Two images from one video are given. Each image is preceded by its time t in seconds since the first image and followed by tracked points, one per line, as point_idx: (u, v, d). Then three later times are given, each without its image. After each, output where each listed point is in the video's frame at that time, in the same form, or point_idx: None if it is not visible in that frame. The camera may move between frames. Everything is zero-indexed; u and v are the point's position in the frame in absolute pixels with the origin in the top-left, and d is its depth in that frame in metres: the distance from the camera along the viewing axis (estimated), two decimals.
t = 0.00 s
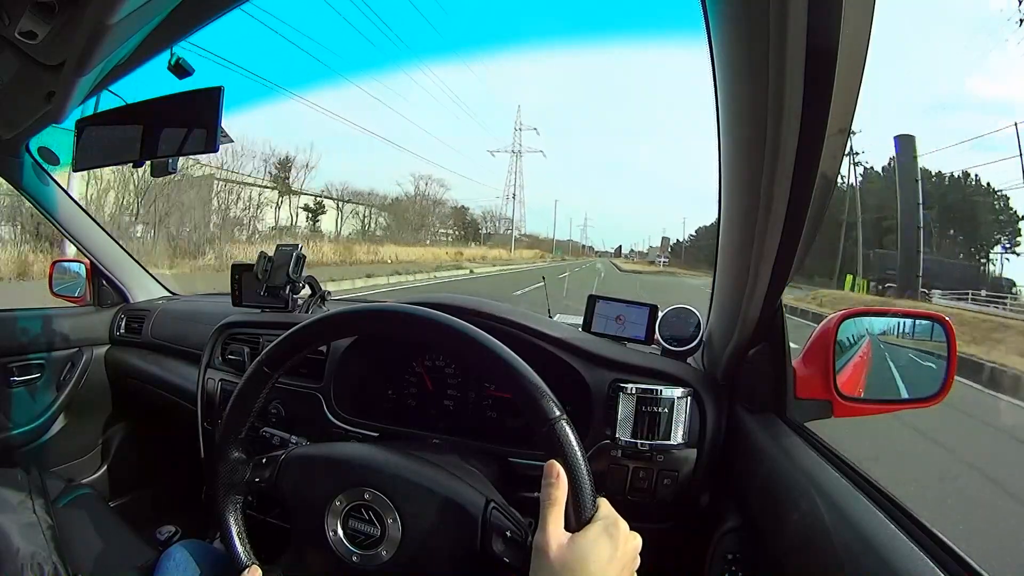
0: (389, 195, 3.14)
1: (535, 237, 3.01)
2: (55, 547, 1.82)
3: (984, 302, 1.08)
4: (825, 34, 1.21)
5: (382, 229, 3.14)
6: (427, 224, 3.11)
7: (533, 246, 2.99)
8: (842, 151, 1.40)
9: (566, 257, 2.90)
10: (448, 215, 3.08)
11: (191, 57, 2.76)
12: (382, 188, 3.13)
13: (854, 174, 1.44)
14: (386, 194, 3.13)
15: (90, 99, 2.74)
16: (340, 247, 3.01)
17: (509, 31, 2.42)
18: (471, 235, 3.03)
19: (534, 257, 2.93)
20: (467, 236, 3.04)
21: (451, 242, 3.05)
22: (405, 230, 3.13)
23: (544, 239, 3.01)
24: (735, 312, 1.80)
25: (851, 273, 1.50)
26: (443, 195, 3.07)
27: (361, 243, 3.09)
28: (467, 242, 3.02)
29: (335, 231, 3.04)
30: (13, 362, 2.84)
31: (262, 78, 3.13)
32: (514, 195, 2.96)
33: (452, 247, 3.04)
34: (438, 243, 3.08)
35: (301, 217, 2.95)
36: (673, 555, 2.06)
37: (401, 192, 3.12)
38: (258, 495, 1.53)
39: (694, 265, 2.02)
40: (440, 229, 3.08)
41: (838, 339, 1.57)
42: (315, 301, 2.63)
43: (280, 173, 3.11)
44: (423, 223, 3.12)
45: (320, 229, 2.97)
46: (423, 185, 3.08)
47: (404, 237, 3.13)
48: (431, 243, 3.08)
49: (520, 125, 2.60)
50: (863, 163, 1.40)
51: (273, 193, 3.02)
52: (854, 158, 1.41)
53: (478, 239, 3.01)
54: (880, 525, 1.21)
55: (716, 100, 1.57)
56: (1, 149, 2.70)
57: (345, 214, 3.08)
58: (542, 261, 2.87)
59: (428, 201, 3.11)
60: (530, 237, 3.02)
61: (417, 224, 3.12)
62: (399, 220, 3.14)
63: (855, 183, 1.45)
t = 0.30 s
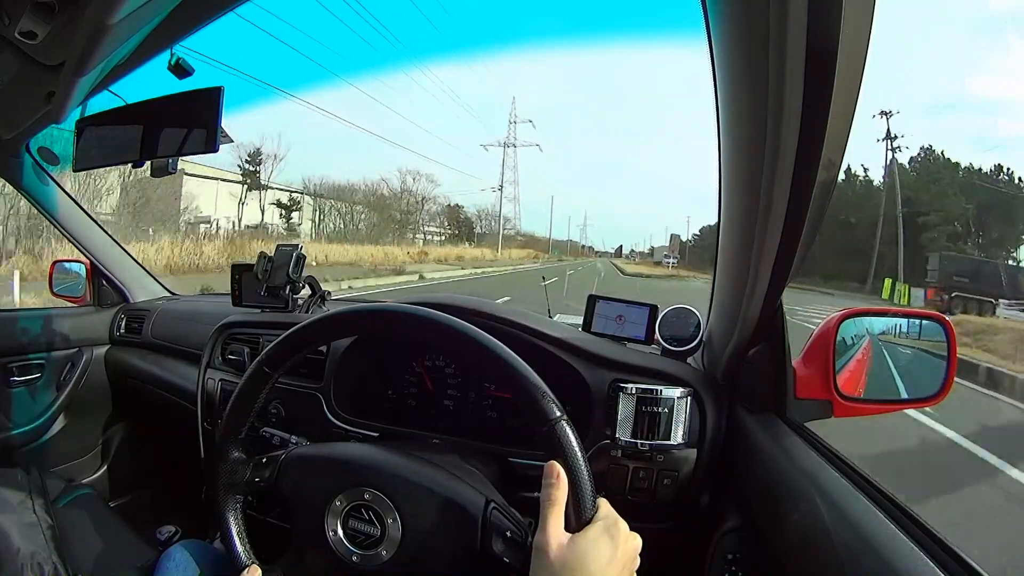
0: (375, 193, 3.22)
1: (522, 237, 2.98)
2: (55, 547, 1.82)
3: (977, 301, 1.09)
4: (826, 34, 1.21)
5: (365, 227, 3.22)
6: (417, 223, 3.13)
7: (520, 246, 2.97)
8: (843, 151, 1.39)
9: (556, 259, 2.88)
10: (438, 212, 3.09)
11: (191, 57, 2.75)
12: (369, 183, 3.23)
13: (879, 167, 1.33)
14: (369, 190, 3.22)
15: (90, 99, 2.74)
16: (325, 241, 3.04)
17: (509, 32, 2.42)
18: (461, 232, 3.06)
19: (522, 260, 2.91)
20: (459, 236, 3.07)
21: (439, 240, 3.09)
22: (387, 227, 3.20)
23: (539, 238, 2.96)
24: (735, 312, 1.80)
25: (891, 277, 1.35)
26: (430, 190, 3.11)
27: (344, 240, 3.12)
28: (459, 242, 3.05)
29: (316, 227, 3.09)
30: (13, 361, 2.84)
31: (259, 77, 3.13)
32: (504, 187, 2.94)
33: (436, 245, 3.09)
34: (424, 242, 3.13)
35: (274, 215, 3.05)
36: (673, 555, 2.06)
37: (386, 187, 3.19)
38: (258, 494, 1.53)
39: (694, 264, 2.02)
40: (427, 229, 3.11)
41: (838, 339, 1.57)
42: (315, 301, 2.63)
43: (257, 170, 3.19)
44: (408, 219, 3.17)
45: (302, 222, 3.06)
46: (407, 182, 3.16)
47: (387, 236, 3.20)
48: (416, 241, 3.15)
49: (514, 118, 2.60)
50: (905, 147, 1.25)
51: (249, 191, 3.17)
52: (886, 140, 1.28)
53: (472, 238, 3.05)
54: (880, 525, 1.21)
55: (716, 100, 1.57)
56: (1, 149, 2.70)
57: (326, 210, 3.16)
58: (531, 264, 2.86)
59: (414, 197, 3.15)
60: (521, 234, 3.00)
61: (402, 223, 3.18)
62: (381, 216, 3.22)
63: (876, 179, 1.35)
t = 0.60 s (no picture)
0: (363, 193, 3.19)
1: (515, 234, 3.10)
2: (55, 547, 1.82)
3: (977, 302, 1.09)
4: (826, 35, 1.21)
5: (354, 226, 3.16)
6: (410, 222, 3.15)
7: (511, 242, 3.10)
8: (843, 153, 1.39)
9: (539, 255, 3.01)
10: (427, 209, 3.20)
11: (191, 57, 2.75)
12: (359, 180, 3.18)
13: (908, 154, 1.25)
14: (353, 186, 3.20)
15: (91, 99, 2.74)
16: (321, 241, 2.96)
17: (510, 31, 2.42)
18: (452, 228, 3.19)
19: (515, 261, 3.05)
20: (453, 232, 3.18)
21: (431, 237, 3.16)
22: (375, 225, 3.17)
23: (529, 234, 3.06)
24: (735, 312, 1.81)
25: (941, 277, 1.19)
26: (417, 187, 3.18)
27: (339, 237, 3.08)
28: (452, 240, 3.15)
29: (307, 226, 3.03)
30: (13, 362, 2.84)
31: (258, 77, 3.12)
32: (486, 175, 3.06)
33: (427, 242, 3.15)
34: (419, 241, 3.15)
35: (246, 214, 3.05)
36: (673, 554, 2.07)
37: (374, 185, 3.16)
38: (258, 494, 1.53)
39: (694, 266, 2.02)
40: (417, 226, 3.16)
41: (839, 338, 1.57)
42: (315, 301, 2.63)
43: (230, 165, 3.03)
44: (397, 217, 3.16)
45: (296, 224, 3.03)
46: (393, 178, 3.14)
47: (377, 234, 3.16)
48: (409, 240, 3.13)
49: (508, 108, 2.65)
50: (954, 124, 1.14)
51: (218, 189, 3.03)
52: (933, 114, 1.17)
53: (464, 236, 3.16)
54: (880, 526, 1.21)
55: (716, 99, 1.57)
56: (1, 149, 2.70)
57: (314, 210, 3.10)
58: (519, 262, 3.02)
59: (401, 193, 3.16)
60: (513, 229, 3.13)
61: (393, 222, 3.16)
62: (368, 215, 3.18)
63: (904, 169, 1.26)
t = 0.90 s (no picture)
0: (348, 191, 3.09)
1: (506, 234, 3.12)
2: (55, 547, 1.82)
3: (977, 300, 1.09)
4: (826, 35, 1.21)
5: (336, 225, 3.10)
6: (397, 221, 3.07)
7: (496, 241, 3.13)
8: (843, 153, 1.39)
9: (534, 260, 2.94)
10: (414, 206, 3.11)
11: (191, 57, 2.76)
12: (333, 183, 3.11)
13: (940, 141, 1.17)
14: (335, 183, 3.11)
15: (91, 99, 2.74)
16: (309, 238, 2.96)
17: (510, 31, 2.42)
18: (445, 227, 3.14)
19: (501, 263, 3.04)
20: (447, 231, 3.12)
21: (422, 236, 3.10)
22: (356, 223, 3.09)
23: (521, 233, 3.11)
24: (735, 312, 1.81)
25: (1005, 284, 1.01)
26: (403, 184, 3.07)
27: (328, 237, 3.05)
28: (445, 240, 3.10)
29: (294, 223, 3.02)
30: (13, 362, 2.84)
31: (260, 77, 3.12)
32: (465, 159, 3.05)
33: (420, 242, 3.08)
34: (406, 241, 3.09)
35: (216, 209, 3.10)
36: (673, 554, 2.06)
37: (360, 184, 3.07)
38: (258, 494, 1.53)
39: (695, 266, 2.02)
40: (405, 225, 3.09)
41: (839, 339, 1.57)
42: (315, 301, 2.63)
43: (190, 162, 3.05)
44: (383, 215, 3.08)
45: (282, 222, 3.01)
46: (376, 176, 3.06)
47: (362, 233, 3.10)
48: (395, 240, 3.09)
49: (500, 99, 2.65)
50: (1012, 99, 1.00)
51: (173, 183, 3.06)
52: (989, 85, 1.04)
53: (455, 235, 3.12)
54: (880, 526, 1.21)
55: (716, 99, 1.57)
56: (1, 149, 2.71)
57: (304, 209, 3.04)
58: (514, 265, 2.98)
59: (384, 189, 3.06)
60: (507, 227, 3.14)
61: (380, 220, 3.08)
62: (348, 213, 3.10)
63: (934, 157, 1.18)
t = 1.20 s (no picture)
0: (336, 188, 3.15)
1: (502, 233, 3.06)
2: (55, 547, 1.82)
3: (977, 301, 1.09)
4: (826, 35, 1.21)
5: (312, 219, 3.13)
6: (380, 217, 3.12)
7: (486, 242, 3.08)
8: (843, 154, 1.39)
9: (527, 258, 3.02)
10: (401, 203, 3.10)
11: (191, 57, 2.76)
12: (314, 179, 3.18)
13: (978, 126, 1.08)
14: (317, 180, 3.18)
15: (91, 99, 2.74)
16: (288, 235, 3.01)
17: (510, 31, 2.42)
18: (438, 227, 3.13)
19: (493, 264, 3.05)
20: (437, 230, 3.13)
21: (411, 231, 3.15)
22: (333, 217, 3.13)
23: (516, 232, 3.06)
24: (735, 312, 1.81)
25: None
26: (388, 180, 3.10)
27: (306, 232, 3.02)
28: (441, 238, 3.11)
29: (277, 220, 3.13)
30: (13, 362, 2.84)
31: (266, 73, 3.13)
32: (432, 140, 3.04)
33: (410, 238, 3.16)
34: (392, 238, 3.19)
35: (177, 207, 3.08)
36: (673, 554, 2.06)
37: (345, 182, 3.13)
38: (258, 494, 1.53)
39: (695, 266, 2.02)
40: (395, 223, 3.14)
41: (838, 339, 1.57)
42: (315, 301, 2.63)
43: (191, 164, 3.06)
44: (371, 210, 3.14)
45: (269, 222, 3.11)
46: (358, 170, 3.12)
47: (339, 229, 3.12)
48: (379, 239, 3.18)
49: (491, 88, 2.65)
50: None
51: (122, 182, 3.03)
52: None
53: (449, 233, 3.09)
54: (881, 526, 1.21)
55: (716, 99, 1.57)
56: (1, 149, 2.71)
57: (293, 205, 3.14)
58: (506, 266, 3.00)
59: (367, 184, 3.11)
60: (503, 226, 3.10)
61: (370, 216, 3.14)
62: (324, 207, 3.14)
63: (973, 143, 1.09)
